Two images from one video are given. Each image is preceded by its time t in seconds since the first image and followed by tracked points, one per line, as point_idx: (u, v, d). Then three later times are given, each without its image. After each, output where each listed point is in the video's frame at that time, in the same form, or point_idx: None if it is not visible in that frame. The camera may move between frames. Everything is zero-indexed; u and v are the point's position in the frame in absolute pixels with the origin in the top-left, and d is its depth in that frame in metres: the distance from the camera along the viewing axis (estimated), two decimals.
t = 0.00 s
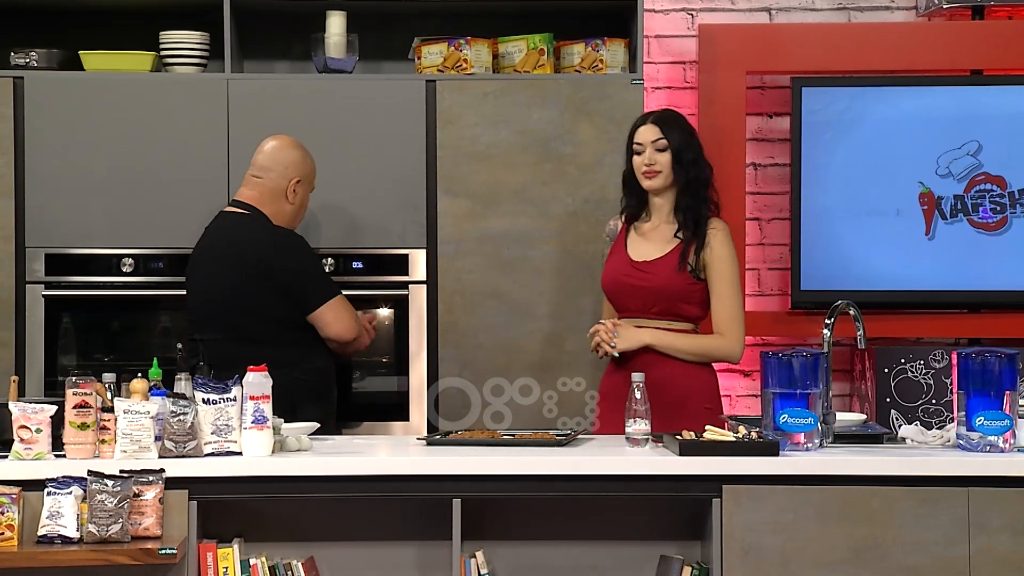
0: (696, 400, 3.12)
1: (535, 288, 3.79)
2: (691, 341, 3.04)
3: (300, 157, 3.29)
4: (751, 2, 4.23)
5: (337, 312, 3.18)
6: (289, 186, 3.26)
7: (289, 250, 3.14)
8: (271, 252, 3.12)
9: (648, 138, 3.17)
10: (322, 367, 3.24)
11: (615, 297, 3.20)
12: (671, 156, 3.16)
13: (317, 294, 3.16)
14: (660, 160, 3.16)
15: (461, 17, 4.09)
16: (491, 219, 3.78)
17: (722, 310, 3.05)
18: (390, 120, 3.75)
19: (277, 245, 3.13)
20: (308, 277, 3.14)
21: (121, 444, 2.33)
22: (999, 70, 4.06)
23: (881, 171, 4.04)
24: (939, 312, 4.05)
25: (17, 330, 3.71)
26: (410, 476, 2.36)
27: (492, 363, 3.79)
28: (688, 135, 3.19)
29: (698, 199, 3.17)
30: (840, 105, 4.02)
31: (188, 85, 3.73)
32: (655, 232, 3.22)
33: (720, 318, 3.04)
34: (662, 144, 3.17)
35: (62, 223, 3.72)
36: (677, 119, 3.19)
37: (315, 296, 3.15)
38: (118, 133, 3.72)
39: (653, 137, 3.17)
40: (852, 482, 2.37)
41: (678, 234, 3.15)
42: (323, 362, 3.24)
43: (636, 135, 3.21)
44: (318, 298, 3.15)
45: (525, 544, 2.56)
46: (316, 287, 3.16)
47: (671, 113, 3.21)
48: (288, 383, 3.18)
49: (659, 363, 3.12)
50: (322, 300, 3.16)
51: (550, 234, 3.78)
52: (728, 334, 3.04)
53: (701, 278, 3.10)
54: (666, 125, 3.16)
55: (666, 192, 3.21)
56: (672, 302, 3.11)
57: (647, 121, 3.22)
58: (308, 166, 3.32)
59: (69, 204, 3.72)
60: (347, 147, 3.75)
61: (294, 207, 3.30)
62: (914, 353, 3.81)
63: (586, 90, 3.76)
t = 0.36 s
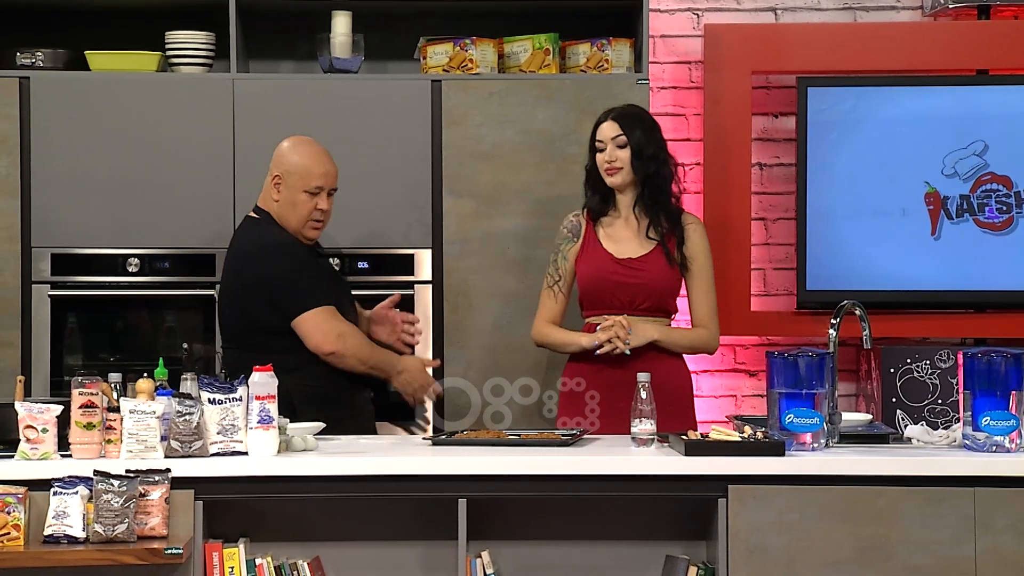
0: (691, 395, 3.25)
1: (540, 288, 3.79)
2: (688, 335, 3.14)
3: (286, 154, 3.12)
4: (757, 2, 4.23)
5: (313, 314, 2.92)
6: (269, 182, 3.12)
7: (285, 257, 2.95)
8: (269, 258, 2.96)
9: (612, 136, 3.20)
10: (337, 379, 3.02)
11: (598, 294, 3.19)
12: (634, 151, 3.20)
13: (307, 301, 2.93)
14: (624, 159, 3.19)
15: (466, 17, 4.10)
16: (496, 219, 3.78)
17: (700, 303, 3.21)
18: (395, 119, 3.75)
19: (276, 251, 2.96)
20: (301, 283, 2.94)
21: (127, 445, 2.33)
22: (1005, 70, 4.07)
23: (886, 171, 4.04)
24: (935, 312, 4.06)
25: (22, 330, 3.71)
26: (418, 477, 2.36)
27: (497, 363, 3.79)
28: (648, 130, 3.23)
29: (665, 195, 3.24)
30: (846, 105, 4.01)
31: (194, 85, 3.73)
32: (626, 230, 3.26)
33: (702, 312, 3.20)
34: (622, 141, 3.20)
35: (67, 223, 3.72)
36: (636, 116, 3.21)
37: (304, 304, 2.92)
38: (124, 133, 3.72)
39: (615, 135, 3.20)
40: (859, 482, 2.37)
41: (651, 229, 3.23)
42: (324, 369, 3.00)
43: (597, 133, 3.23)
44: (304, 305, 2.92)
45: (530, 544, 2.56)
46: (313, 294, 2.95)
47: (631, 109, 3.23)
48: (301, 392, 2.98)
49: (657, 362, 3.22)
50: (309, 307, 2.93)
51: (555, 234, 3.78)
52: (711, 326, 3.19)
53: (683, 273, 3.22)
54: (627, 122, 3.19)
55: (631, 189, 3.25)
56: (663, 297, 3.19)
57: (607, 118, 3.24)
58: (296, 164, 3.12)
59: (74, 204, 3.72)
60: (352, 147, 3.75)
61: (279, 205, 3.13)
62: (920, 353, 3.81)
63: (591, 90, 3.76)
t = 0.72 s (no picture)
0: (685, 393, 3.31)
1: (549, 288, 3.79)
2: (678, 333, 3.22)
3: (293, 154, 3.34)
4: (766, 2, 4.23)
5: (258, 311, 3.12)
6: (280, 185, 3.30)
7: (257, 258, 3.16)
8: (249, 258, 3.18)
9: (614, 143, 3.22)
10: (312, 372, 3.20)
11: (598, 295, 3.20)
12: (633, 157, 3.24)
13: (264, 300, 3.13)
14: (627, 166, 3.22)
15: (476, 17, 4.10)
16: (506, 219, 3.78)
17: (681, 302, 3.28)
18: (405, 119, 3.75)
19: (257, 251, 3.18)
20: (263, 283, 3.14)
21: (136, 444, 2.33)
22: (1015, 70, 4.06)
23: (895, 171, 4.03)
24: (945, 312, 4.06)
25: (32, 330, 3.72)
26: (429, 477, 2.36)
27: (505, 363, 3.79)
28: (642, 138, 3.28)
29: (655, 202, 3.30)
30: (854, 105, 4.01)
31: (204, 85, 3.73)
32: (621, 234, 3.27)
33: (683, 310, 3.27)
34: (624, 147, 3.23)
35: (77, 223, 3.72)
36: (630, 120, 3.26)
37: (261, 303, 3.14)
38: (133, 133, 3.73)
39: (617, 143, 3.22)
40: (870, 482, 2.36)
41: (646, 234, 3.26)
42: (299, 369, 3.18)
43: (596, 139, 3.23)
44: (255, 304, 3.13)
45: (540, 544, 2.56)
46: (267, 295, 3.14)
47: (624, 115, 3.27)
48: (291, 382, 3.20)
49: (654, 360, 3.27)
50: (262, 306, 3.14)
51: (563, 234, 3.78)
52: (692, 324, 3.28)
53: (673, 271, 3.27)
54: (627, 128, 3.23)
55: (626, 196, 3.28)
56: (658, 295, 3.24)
57: (603, 122, 3.26)
58: (300, 161, 3.31)
59: (83, 204, 3.72)
60: (361, 147, 3.75)
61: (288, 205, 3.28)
62: (930, 353, 3.80)
63: (601, 90, 3.77)
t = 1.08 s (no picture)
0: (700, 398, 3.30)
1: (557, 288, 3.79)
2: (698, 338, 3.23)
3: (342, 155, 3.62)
4: (775, 2, 4.22)
5: (251, 300, 3.42)
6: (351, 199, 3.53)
7: (283, 260, 3.55)
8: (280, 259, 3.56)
9: (636, 132, 3.30)
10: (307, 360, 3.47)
11: (619, 300, 3.21)
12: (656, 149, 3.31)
13: (265, 294, 3.44)
14: (649, 154, 3.29)
15: (484, 17, 4.10)
16: (514, 219, 3.78)
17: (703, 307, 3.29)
18: (413, 119, 3.75)
19: (284, 256, 3.56)
20: (269, 278, 3.48)
21: (145, 444, 2.34)
22: None
23: (904, 171, 4.03)
24: (953, 312, 4.05)
25: (42, 330, 3.72)
26: (438, 476, 2.36)
27: (513, 364, 3.79)
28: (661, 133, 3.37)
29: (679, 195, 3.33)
30: (863, 105, 4.01)
31: (212, 85, 3.73)
32: (644, 227, 3.29)
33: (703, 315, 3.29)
34: (647, 139, 3.31)
35: (86, 223, 3.73)
36: (649, 117, 3.36)
37: (265, 296, 3.44)
38: (142, 133, 3.73)
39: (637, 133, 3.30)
40: (879, 481, 2.36)
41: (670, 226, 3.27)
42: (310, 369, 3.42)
43: (617, 131, 3.32)
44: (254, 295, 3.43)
45: (548, 545, 2.56)
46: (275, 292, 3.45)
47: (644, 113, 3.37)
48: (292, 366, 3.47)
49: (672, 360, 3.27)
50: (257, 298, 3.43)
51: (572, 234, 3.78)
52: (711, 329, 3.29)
53: (696, 275, 3.30)
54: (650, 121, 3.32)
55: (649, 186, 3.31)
56: (680, 302, 3.25)
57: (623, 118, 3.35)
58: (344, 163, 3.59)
59: (92, 204, 3.73)
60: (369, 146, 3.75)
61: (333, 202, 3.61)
62: (938, 353, 3.80)
63: (609, 90, 3.77)
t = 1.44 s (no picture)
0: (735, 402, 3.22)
1: (567, 288, 3.79)
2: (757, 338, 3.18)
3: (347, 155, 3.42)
4: (785, 2, 4.23)
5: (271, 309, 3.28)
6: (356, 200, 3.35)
7: (298, 262, 3.43)
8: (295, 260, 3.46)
9: (691, 131, 3.25)
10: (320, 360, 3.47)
11: (677, 299, 3.19)
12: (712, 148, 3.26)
13: (285, 299, 3.33)
14: (704, 153, 3.25)
15: (494, 17, 4.10)
16: (524, 219, 3.78)
17: (768, 307, 3.24)
18: (423, 119, 3.76)
19: (300, 256, 3.43)
20: (283, 280, 3.39)
21: (155, 444, 2.35)
22: None
23: (915, 171, 4.03)
24: (959, 313, 4.04)
25: (52, 331, 3.73)
26: (447, 477, 2.36)
27: (522, 364, 3.79)
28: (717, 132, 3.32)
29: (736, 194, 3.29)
30: (874, 105, 4.00)
31: (222, 85, 3.74)
32: (700, 228, 3.26)
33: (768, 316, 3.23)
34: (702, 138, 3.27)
35: (96, 223, 3.73)
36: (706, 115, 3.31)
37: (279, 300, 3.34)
38: (152, 133, 3.74)
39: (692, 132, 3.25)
40: (890, 482, 2.36)
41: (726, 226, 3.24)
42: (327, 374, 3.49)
43: (672, 130, 3.28)
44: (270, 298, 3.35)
45: (559, 545, 2.56)
46: (291, 295, 3.35)
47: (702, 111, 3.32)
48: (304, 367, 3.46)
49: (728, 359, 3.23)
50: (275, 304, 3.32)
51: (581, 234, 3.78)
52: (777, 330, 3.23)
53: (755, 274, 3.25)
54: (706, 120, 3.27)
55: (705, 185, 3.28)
56: (737, 301, 3.21)
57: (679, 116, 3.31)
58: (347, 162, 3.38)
59: (102, 205, 3.73)
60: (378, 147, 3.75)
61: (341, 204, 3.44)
62: (949, 354, 3.79)
63: (618, 90, 3.77)
